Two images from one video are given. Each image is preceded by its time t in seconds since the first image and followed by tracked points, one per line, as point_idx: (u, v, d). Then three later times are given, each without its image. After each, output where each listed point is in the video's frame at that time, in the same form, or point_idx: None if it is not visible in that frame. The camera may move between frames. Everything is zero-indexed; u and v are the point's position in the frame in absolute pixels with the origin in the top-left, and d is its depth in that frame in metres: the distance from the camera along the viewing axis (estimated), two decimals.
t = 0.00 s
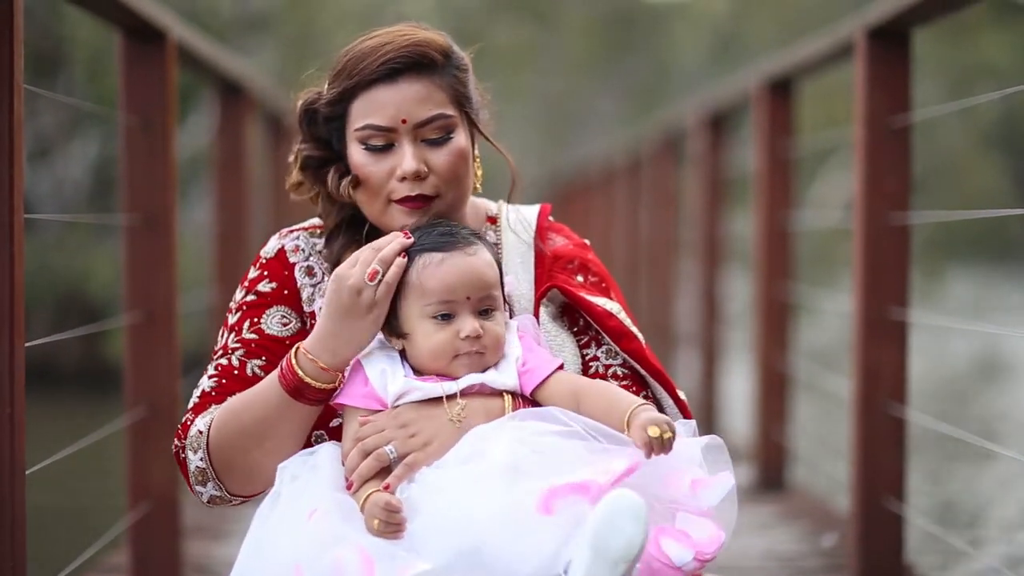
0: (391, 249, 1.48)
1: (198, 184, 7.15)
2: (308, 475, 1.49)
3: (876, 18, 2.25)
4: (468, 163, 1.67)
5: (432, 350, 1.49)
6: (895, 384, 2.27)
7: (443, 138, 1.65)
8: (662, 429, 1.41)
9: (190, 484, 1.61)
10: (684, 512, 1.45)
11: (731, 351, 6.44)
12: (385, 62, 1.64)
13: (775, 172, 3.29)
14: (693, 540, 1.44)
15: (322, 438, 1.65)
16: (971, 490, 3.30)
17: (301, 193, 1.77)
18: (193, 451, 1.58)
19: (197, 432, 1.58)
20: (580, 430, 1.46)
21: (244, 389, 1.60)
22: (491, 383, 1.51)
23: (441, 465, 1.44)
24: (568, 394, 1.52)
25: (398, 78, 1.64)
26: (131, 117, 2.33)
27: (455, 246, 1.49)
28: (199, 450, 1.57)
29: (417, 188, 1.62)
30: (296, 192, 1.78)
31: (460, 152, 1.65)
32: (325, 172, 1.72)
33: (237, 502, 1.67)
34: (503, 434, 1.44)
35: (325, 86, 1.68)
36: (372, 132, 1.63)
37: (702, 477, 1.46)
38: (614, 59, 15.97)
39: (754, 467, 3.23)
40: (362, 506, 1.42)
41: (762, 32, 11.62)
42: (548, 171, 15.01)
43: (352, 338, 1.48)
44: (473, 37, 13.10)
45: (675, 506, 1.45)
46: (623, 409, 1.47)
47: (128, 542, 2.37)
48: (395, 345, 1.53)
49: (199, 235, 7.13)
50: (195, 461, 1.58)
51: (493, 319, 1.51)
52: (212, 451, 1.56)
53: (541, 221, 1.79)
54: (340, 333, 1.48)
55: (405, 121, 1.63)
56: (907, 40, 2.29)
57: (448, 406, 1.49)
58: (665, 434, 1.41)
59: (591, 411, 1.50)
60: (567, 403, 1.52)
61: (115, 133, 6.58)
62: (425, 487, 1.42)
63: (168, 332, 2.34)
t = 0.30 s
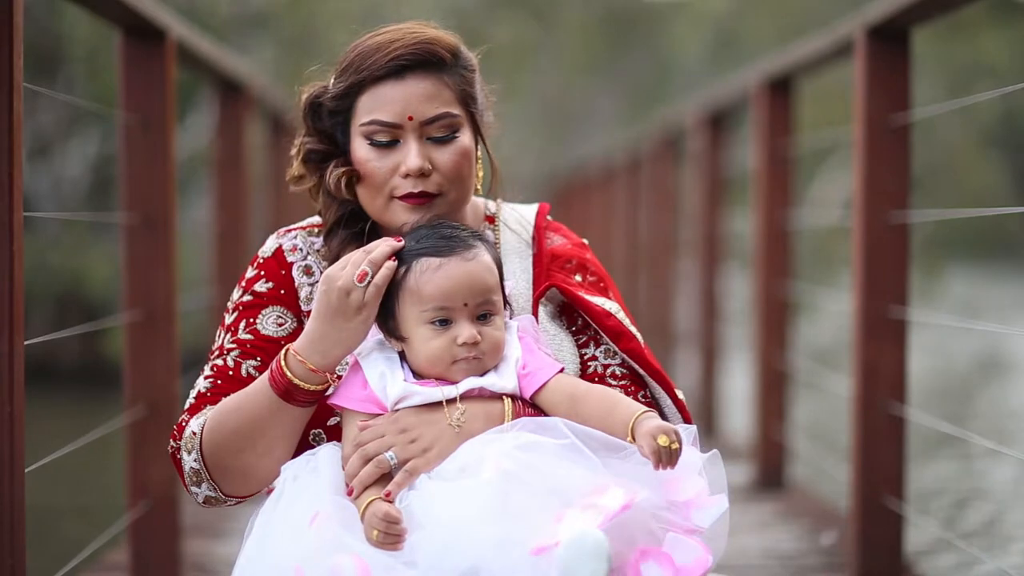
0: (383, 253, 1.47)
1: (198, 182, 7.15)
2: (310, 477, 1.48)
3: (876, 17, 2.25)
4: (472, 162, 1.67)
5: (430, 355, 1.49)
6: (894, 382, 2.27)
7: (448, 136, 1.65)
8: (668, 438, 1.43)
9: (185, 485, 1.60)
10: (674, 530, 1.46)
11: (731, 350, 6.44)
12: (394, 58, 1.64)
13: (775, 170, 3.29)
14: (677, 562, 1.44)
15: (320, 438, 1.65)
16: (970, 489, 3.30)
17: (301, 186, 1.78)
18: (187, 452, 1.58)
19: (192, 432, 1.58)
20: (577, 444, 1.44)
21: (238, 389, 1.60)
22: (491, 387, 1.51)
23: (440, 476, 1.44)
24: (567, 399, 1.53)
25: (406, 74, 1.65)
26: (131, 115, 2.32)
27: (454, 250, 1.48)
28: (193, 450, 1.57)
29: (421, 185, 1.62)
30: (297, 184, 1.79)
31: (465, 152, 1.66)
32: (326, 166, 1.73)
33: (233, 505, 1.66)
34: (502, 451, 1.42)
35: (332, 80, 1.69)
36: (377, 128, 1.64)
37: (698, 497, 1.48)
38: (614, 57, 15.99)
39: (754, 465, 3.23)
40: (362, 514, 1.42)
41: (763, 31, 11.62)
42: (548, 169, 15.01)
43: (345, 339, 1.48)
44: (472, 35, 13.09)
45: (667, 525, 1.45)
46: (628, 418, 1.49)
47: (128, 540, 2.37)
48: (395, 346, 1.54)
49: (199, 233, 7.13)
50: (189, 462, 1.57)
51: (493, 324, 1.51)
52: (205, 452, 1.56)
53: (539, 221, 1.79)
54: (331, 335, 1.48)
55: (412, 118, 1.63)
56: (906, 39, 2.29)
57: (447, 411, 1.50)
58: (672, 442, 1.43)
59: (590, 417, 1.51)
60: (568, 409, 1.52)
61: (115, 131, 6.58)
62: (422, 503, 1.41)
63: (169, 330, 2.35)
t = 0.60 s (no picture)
0: (386, 254, 1.47)
1: (198, 180, 7.16)
2: (309, 475, 1.48)
3: (875, 14, 2.25)
4: (477, 161, 1.67)
5: (431, 356, 1.49)
6: (894, 379, 2.27)
7: (455, 134, 1.65)
8: (659, 441, 1.42)
9: (184, 482, 1.61)
10: (671, 536, 1.44)
11: (730, 347, 6.45)
12: (404, 54, 1.64)
13: (774, 167, 3.29)
14: (670, 566, 1.43)
15: (319, 435, 1.65)
16: (970, 486, 3.30)
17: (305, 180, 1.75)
18: (186, 449, 1.58)
19: (191, 430, 1.58)
20: (579, 446, 1.45)
21: (237, 387, 1.60)
22: (492, 388, 1.52)
23: (443, 476, 1.44)
24: (568, 401, 1.52)
25: (415, 71, 1.65)
26: (130, 112, 2.32)
27: (460, 252, 1.47)
28: (192, 448, 1.57)
29: (426, 182, 1.62)
30: (299, 178, 1.77)
31: (471, 150, 1.66)
32: (331, 162, 1.71)
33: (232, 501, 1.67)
34: (503, 452, 1.43)
35: (338, 74, 1.68)
36: (385, 123, 1.64)
37: (698, 502, 1.46)
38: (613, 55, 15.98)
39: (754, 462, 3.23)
40: (362, 515, 1.41)
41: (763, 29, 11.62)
42: (547, 167, 15.01)
43: (345, 339, 1.48)
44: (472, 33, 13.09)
45: (663, 530, 1.44)
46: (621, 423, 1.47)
47: (127, 536, 2.38)
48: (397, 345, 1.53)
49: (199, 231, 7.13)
50: (188, 459, 1.58)
51: (495, 327, 1.50)
52: (204, 450, 1.56)
53: (539, 219, 1.79)
54: (332, 335, 1.48)
55: (419, 115, 1.63)
56: (906, 35, 2.29)
57: (448, 413, 1.50)
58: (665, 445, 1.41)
59: (587, 419, 1.50)
60: (568, 410, 1.52)
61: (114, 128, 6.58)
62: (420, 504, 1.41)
63: (168, 328, 2.34)
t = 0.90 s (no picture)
0: (385, 246, 1.48)
1: (198, 178, 7.16)
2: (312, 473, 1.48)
3: (875, 11, 2.24)
4: (487, 159, 1.68)
5: (425, 349, 1.49)
6: (894, 377, 2.27)
7: (467, 132, 1.65)
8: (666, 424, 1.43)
9: (187, 478, 1.61)
10: (670, 532, 1.44)
11: (731, 345, 6.45)
12: (420, 49, 1.64)
13: (774, 165, 3.29)
14: (669, 562, 1.42)
15: (321, 432, 1.65)
16: (971, 483, 3.30)
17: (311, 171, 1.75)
18: (189, 445, 1.58)
19: (193, 426, 1.58)
20: (579, 438, 1.45)
21: (240, 383, 1.60)
22: (491, 380, 1.51)
23: (443, 468, 1.44)
24: (569, 394, 1.51)
25: (431, 66, 1.65)
26: (131, 110, 2.32)
27: (458, 246, 1.48)
28: (194, 443, 1.57)
29: (438, 177, 1.62)
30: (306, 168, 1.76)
31: (482, 147, 1.66)
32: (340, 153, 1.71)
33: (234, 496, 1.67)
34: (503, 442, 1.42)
35: (352, 66, 1.68)
36: (398, 117, 1.64)
37: (698, 499, 1.46)
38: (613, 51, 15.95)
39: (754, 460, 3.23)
40: (355, 509, 1.42)
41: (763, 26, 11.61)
42: (547, 165, 15.02)
43: (343, 333, 1.48)
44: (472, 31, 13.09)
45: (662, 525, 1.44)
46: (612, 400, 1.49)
47: (128, 535, 2.38)
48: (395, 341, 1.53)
49: (199, 229, 7.13)
50: (190, 455, 1.58)
51: (490, 322, 1.50)
52: (207, 446, 1.56)
53: (540, 215, 1.79)
54: (332, 329, 1.48)
55: (433, 110, 1.64)
56: (906, 33, 2.29)
57: (447, 407, 1.49)
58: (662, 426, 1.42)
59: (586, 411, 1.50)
60: (561, 400, 1.51)
61: (114, 126, 6.58)
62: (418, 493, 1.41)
63: (168, 326, 2.35)
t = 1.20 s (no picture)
0: (384, 241, 1.48)
1: (198, 178, 7.16)
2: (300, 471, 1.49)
3: (875, 11, 2.24)
4: (496, 158, 1.69)
5: (417, 346, 1.48)
6: (894, 377, 2.27)
7: (478, 130, 1.67)
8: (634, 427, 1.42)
9: (185, 473, 1.61)
10: (660, 531, 1.42)
11: (731, 344, 6.45)
12: (435, 45, 1.66)
13: (774, 164, 3.29)
14: (655, 559, 1.41)
15: (320, 430, 1.64)
16: (970, 483, 3.30)
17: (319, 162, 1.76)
18: (187, 440, 1.58)
19: (191, 420, 1.58)
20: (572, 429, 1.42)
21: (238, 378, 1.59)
22: (488, 379, 1.51)
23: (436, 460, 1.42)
24: (561, 390, 1.51)
25: (445, 63, 1.67)
26: (131, 110, 2.32)
27: (456, 244, 1.48)
28: (193, 438, 1.57)
29: (447, 174, 1.63)
30: (314, 161, 1.77)
31: (491, 146, 1.68)
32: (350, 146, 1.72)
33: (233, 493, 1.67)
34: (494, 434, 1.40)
35: (365, 60, 1.70)
36: (410, 112, 1.65)
37: (690, 504, 1.43)
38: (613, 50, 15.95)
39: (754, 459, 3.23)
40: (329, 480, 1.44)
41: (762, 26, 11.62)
42: (547, 164, 15.03)
43: (340, 324, 1.48)
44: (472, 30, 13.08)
45: (652, 524, 1.42)
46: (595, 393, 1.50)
47: (128, 535, 2.38)
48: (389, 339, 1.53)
49: (200, 228, 7.13)
50: (189, 450, 1.58)
51: (483, 323, 1.49)
52: (204, 440, 1.56)
53: (541, 214, 1.79)
54: (328, 321, 1.47)
55: (446, 106, 1.65)
56: (906, 32, 2.29)
57: (444, 405, 1.49)
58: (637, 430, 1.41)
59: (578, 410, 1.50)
60: (552, 398, 1.52)
61: (114, 125, 6.58)
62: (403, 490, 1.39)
63: (168, 326, 2.35)
